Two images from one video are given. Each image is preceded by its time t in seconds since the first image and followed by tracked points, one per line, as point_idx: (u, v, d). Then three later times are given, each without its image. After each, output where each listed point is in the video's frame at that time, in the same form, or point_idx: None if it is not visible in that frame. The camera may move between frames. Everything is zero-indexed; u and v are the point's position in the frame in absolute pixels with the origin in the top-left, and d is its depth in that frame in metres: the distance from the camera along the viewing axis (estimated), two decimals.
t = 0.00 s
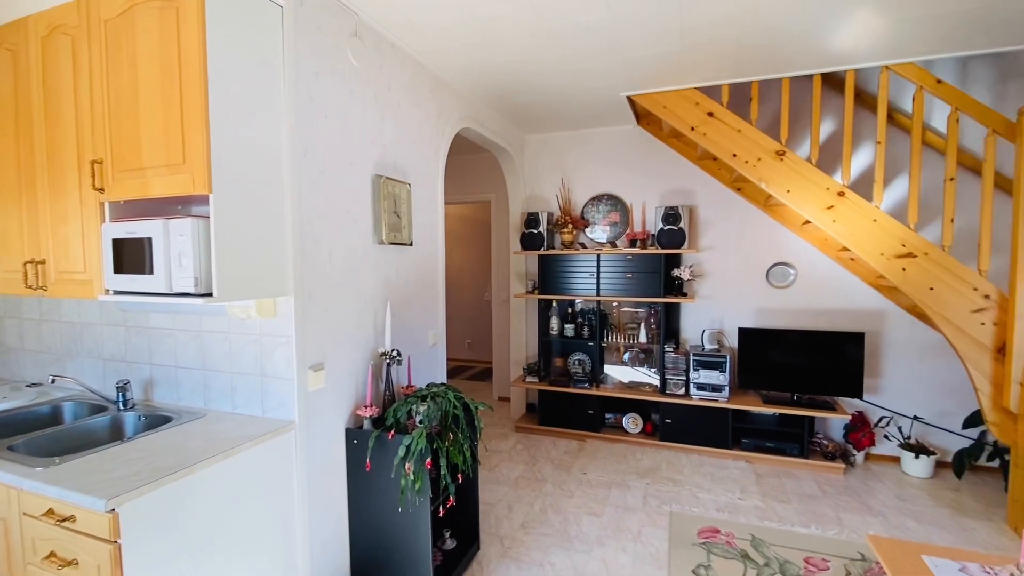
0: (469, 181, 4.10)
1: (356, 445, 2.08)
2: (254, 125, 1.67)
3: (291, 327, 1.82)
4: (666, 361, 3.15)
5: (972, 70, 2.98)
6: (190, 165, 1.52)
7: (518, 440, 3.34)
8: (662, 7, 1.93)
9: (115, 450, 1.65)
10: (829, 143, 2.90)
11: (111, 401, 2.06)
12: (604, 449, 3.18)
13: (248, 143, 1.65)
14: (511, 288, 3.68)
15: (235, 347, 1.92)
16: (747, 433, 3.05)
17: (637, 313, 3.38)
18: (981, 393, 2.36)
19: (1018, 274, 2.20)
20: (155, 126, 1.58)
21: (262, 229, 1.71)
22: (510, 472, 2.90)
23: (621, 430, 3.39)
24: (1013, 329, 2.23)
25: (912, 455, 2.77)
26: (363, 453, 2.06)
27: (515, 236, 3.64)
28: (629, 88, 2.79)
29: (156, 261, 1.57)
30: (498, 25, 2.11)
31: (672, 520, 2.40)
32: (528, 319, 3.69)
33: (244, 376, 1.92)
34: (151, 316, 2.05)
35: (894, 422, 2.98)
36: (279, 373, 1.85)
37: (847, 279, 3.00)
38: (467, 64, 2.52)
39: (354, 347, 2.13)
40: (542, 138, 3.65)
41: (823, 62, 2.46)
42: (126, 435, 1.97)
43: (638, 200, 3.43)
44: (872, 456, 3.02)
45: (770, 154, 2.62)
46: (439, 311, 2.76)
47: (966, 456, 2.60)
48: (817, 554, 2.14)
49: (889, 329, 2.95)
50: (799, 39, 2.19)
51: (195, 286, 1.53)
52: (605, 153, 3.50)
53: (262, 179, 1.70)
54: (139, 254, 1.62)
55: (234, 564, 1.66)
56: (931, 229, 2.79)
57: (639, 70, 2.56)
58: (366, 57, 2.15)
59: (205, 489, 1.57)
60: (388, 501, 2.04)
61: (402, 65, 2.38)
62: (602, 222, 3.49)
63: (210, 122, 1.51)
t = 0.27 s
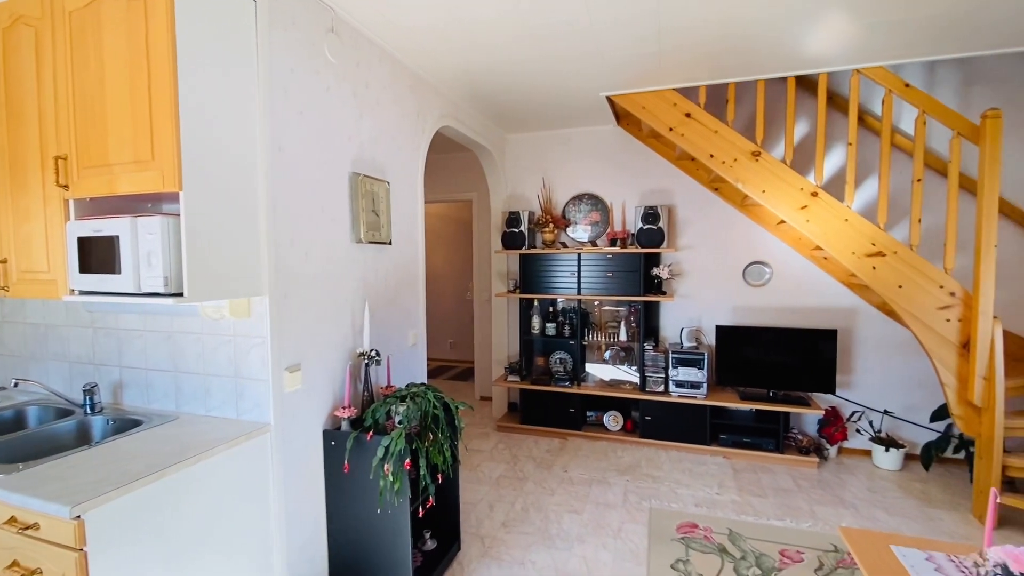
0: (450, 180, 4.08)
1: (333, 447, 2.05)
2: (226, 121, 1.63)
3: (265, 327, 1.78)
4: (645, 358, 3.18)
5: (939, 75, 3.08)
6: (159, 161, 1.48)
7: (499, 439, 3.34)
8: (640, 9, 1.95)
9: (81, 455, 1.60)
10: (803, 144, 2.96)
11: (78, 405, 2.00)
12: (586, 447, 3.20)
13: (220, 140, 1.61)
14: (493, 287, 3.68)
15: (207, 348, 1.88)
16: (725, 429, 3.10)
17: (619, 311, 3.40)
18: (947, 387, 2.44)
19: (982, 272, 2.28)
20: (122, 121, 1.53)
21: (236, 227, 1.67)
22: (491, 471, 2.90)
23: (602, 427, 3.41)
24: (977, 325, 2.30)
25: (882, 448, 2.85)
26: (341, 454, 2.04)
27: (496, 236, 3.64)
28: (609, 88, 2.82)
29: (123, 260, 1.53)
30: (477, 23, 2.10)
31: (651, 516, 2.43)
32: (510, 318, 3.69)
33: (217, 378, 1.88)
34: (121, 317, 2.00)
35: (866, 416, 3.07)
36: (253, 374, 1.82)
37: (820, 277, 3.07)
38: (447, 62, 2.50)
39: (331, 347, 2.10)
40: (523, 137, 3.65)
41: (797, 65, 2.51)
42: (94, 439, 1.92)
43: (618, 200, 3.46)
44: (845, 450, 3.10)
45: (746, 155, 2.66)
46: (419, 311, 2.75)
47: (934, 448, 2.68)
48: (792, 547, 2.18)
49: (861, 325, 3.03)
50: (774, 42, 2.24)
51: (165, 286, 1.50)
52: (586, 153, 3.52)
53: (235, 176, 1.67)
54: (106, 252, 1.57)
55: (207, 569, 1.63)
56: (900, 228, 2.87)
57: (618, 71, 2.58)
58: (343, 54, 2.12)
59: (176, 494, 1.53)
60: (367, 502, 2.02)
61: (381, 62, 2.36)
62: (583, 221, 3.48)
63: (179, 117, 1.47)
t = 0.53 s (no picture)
0: (431, 179, 4.06)
1: (311, 449, 2.02)
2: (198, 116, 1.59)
3: (239, 328, 1.75)
4: (626, 357, 3.21)
5: (908, 79, 3.17)
6: (126, 157, 1.43)
7: (481, 439, 3.33)
8: (619, 9, 1.96)
9: (45, 461, 1.54)
10: (779, 145, 3.02)
11: (42, 409, 1.93)
12: (567, 445, 3.21)
13: (191, 136, 1.57)
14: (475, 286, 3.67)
15: (179, 349, 1.83)
16: (703, 425, 3.14)
17: (600, 310, 3.44)
18: (916, 382, 2.51)
19: (948, 271, 2.36)
20: (88, 115, 1.48)
21: (208, 225, 1.63)
22: (473, 471, 2.89)
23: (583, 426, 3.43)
24: (944, 322, 2.38)
25: (855, 442, 2.93)
26: (318, 456, 2.01)
27: (478, 235, 3.63)
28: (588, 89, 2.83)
29: (89, 258, 1.48)
30: (456, 22, 2.09)
31: (632, 513, 2.45)
32: (492, 317, 3.68)
33: (190, 379, 1.84)
34: (88, 318, 1.94)
35: (839, 411, 3.14)
36: (227, 376, 1.78)
37: (795, 276, 3.14)
38: (427, 60, 2.48)
39: (308, 348, 2.07)
40: (505, 136, 3.65)
41: (772, 68, 2.56)
42: (60, 444, 1.85)
43: (599, 199, 3.48)
44: (819, 444, 3.17)
45: (723, 155, 2.70)
46: (399, 310, 2.73)
47: (903, 442, 2.76)
48: (768, 540, 2.23)
49: (834, 323, 3.11)
50: (749, 44, 2.27)
51: (133, 285, 1.46)
52: (567, 152, 3.53)
53: (207, 173, 1.63)
54: (70, 251, 1.52)
55: None
56: (871, 228, 2.95)
57: (597, 72, 2.59)
58: (320, 49, 2.09)
59: (146, 499, 1.49)
60: (345, 504, 1.99)
61: (359, 59, 2.33)
62: (564, 220, 3.53)
63: (148, 112, 1.43)
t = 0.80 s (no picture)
0: (411, 178, 4.03)
1: (287, 451, 1.99)
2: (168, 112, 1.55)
3: (211, 329, 1.71)
4: (606, 355, 3.24)
5: (877, 84, 3.26)
6: (91, 153, 1.38)
7: (462, 439, 3.32)
8: (598, 10, 1.97)
9: (6, 468, 1.49)
10: (755, 147, 3.08)
11: (4, 415, 1.86)
12: (548, 444, 3.22)
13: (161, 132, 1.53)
14: (456, 286, 3.66)
15: (149, 351, 1.79)
16: (682, 422, 3.19)
17: (581, 309, 3.46)
18: (885, 378, 2.59)
19: (915, 270, 2.43)
20: (51, 109, 1.43)
21: (179, 224, 1.59)
22: (453, 471, 2.88)
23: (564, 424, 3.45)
24: (911, 320, 2.45)
25: (828, 437, 3.00)
26: (295, 459, 1.98)
27: (459, 234, 3.62)
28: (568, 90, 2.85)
29: (53, 258, 1.43)
30: (434, 21, 2.09)
31: (611, 511, 2.47)
32: (473, 317, 3.68)
33: (160, 382, 1.79)
34: (53, 319, 1.88)
35: (812, 407, 3.22)
36: (200, 378, 1.74)
37: (771, 275, 3.20)
38: (406, 59, 2.47)
39: (284, 349, 2.04)
40: (485, 136, 3.65)
41: (748, 71, 2.61)
42: (22, 450, 1.79)
43: (579, 199, 3.50)
44: (793, 440, 3.24)
45: (700, 156, 2.74)
46: (378, 310, 2.70)
47: (874, 436, 2.84)
48: (743, 534, 2.27)
49: (808, 321, 3.18)
50: (726, 47, 2.31)
51: (99, 286, 1.40)
52: (547, 152, 3.54)
53: (178, 170, 1.59)
54: (33, 251, 1.47)
55: None
56: (843, 228, 3.02)
57: (577, 73, 2.61)
58: (296, 46, 2.06)
59: (114, 505, 1.45)
60: (322, 507, 1.97)
61: (336, 56, 2.30)
62: (546, 220, 3.50)
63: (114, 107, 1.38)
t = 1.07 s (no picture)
0: (392, 177, 4.00)
1: (262, 454, 1.96)
2: (136, 106, 1.50)
3: (182, 329, 1.67)
4: (587, 354, 3.27)
5: (848, 88, 3.35)
6: (54, 148, 1.32)
7: (444, 439, 3.31)
8: (578, 10, 1.97)
9: None
10: (731, 149, 3.13)
11: None
12: (529, 443, 3.23)
13: (128, 127, 1.48)
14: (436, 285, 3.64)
15: (118, 353, 1.74)
16: (661, 420, 3.23)
17: (563, 309, 3.47)
18: (856, 375, 2.66)
19: (884, 269, 2.50)
20: (11, 102, 1.37)
21: (149, 222, 1.55)
22: (434, 472, 2.87)
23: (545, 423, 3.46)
24: (880, 317, 2.53)
25: (802, 433, 3.08)
26: (270, 462, 1.95)
27: (440, 234, 3.60)
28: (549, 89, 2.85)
29: (14, 257, 1.38)
30: (413, 18, 2.08)
31: (591, 508, 2.49)
32: (454, 316, 3.66)
33: (129, 385, 1.74)
34: (16, 321, 1.82)
35: (787, 404, 3.30)
36: (170, 380, 1.70)
37: (747, 274, 3.27)
38: (384, 56, 2.45)
39: (259, 349, 2.00)
40: (466, 135, 3.64)
41: (725, 73, 2.65)
42: None
43: (560, 199, 3.52)
44: (769, 436, 3.31)
45: (678, 157, 2.78)
46: (356, 310, 2.68)
47: (845, 431, 2.92)
48: (720, 529, 2.31)
49: (782, 319, 3.25)
50: (703, 50, 2.34)
51: (64, 285, 1.37)
52: (528, 152, 3.55)
53: (147, 167, 1.54)
54: None
55: None
56: (815, 229, 3.10)
57: (558, 73, 2.62)
58: (270, 41, 2.02)
59: (80, 512, 1.40)
60: (299, 510, 1.94)
61: (312, 52, 2.27)
62: (527, 220, 3.54)
63: (78, 100, 1.33)
